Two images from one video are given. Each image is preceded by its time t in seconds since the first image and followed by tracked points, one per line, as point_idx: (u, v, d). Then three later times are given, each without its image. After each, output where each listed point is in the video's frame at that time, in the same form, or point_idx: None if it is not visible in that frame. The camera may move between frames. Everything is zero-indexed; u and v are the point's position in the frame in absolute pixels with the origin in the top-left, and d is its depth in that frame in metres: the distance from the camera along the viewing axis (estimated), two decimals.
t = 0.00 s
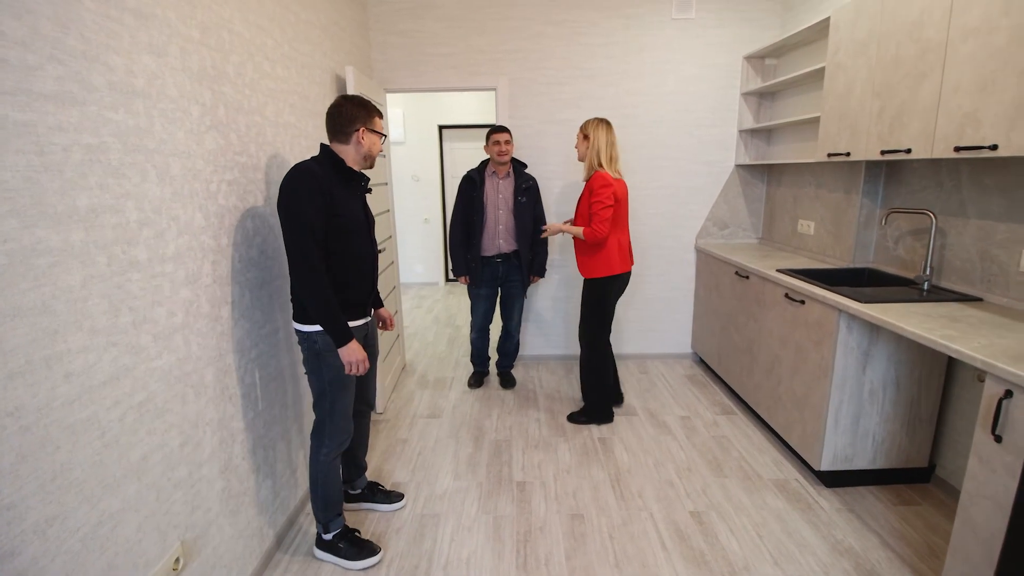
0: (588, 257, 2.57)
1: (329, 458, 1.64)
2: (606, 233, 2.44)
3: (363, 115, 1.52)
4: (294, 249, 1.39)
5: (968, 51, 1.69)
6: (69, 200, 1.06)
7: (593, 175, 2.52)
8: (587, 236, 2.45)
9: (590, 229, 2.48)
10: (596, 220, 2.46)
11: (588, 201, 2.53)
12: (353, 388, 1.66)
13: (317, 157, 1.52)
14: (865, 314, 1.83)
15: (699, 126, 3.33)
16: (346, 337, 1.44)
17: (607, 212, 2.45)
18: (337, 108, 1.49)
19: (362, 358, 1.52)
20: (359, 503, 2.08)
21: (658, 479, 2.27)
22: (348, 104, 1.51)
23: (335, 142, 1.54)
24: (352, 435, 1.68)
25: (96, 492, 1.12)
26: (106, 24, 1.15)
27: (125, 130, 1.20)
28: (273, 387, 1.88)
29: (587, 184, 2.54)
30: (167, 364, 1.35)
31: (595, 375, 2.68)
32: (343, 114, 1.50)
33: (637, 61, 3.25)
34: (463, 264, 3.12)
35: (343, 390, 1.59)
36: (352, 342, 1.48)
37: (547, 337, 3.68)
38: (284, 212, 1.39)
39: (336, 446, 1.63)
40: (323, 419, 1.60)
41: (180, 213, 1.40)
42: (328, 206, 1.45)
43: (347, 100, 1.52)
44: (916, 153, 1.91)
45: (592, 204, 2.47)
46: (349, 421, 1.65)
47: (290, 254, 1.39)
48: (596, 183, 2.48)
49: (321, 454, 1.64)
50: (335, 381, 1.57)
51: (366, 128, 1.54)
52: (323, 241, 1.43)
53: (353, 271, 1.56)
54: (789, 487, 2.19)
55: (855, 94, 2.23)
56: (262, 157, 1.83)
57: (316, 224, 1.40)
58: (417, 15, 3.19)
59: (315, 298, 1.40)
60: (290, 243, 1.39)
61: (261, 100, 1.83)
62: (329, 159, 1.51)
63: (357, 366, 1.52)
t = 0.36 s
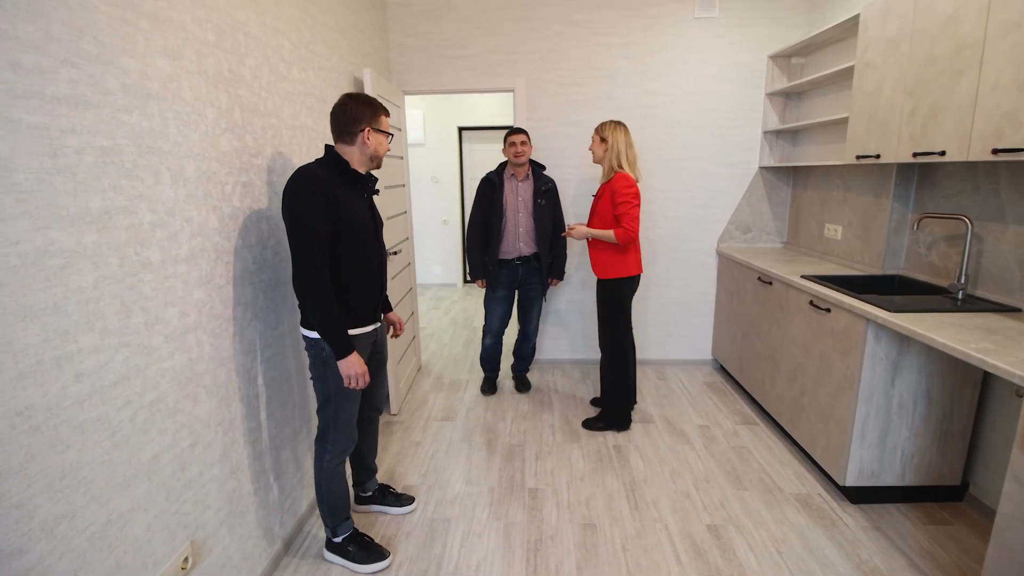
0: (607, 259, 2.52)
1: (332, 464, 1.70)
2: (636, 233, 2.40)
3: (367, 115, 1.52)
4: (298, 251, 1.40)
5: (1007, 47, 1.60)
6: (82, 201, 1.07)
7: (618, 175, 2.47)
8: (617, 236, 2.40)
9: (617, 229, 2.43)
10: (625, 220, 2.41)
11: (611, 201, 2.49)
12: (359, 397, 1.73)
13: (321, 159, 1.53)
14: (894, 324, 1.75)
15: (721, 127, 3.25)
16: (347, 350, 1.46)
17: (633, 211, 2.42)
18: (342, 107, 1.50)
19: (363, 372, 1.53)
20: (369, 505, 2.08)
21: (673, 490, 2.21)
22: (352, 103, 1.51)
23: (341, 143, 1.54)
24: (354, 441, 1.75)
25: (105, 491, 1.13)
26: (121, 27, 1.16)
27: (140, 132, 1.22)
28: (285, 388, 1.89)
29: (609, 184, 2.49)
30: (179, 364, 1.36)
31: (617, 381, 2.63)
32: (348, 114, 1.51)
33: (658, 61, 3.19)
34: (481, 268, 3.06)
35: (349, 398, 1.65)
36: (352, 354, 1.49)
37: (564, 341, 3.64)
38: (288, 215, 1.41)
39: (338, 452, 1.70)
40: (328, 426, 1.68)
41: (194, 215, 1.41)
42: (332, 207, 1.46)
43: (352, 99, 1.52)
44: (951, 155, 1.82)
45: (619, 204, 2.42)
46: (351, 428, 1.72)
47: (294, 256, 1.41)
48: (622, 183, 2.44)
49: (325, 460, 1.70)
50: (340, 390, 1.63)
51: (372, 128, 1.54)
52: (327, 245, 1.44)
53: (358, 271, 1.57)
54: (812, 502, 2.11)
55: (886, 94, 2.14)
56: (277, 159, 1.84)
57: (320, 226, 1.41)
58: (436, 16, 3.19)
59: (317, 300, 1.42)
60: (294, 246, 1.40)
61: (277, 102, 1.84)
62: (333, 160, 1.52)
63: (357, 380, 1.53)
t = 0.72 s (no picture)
0: (624, 260, 2.47)
1: (339, 470, 1.68)
2: (655, 233, 2.35)
3: (364, 111, 1.53)
4: (295, 251, 1.42)
5: None
6: (81, 201, 1.06)
7: (636, 174, 2.42)
8: (637, 235, 2.34)
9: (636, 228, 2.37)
10: (644, 219, 2.35)
11: (629, 199, 2.43)
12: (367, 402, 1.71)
13: (320, 159, 1.55)
14: (921, 332, 1.66)
15: (739, 127, 3.18)
16: (346, 357, 1.46)
17: (652, 211, 2.36)
18: (338, 105, 1.51)
19: (364, 380, 1.52)
20: (375, 510, 2.06)
21: (686, 500, 2.15)
22: (349, 100, 1.52)
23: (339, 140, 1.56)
24: (362, 446, 1.72)
25: (102, 494, 1.12)
26: (124, 26, 1.15)
27: (142, 131, 1.20)
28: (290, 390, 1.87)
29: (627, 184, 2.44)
30: (180, 366, 1.35)
31: (632, 386, 2.57)
32: (344, 110, 1.51)
33: (674, 59, 3.13)
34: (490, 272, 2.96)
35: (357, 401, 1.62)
36: (352, 360, 1.48)
37: (576, 344, 3.59)
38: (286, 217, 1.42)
39: (345, 457, 1.67)
40: (334, 431, 1.65)
41: (198, 215, 1.40)
42: (328, 208, 1.47)
43: (348, 95, 1.53)
44: (982, 155, 1.73)
45: (638, 202, 2.37)
46: (359, 432, 1.69)
47: (289, 257, 1.42)
48: (640, 182, 2.39)
49: (331, 465, 1.67)
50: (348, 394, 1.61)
51: (369, 125, 1.55)
52: (324, 245, 1.45)
53: (358, 272, 1.57)
54: (831, 516, 2.03)
55: (912, 92, 2.06)
56: (285, 159, 1.83)
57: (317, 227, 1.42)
58: (449, 16, 3.17)
59: (313, 299, 1.42)
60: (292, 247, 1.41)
61: (285, 102, 1.83)
62: (331, 159, 1.54)
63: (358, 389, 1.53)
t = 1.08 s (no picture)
0: (633, 264, 2.41)
1: (338, 476, 1.65)
2: (667, 235, 2.30)
3: (359, 111, 1.51)
4: (291, 255, 1.41)
5: None
6: (72, 204, 1.03)
7: (648, 176, 2.37)
8: (649, 238, 2.29)
9: (648, 231, 2.32)
10: (655, 221, 2.30)
11: (640, 202, 2.38)
12: (367, 408, 1.68)
13: (317, 162, 1.53)
14: (942, 341, 1.59)
15: (751, 127, 3.11)
16: (339, 367, 1.45)
17: (663, 213, 2.32)
18: (333, 104, 1.49)
19: (357, 391, 1.52)
20: (376, 517, 2.02)
21: (694, 511, 2.09)
22: (344, 99, 1.50)
23: (335, 140, 1.54)
24: (361, 453, 1.69)
25: (92, 503, 1.09)
26: (119, 25, 1.13)
27: (137, 133, 1.18)
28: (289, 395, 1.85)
29: (638, 187, 2.38)
30: (176, 371, 1.32)
31: (639, 391, 2.51)
32: (339, 109, 1.49)
33: (685, 59, 3.07)
34: (485, 278, 2.86)
35: (354, 407, 1.59)
36: (345, 371, 1.48)
37: (582, 348, 3.54)
38: (282, 220, 1.41)
39: (344, 464, 1.64)
40: (333, 437, 1.62)
41: (195, 218, 1.37)
42: (324, 210, 1.46)
43: (343, 94, 1.51)
44: (1007, 156, 1.66)
45: (650, 204, 2.31)
46: (358, 438, 1.66)
47: (285, 260, 1.41)
48: (652, 183, 2.34)
49: (330, 472, 1.64)
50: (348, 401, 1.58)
51: (365, 124, 1.53)
52: (321, 250, 1.44)
53: (355, 275, 1.55)
54: (847, 530, 1.95)
55: (933, 90, 1.98)
56: (286, 160, 1.81)
57: (313, 232, 1.41)
58: (456, 16, 3.14)
59: (309, 305, 1.41)
60: (288, 251, 1.40)
61: (287, 103, 1.81)
62: (327, 161, 1.52)
63: (352, 400, 1.53)
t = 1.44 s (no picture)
0: (639, 267, 2.36)
1: (334, 480, 1.63)
2: (669, 239, 2.25)
3: (360, 110, 1.49)
4: (288, 255, 1.38)
5: None
6: (61, 203, 1.02)
7: (651, 177, 2.32)
8: (651, 241, 2.24)
9: (651, 234, 2.27)
10: (658, 224, 2.25)
11: (643, 203, 2.34)
12: (364, 410, 1.66)
13: (315, 161, 1.51)
14: (959, 347, 1.53)
15: (761, 127, 3.05)
16: (339, 368, 1.43)
17: (666, 216, 2.26)
18: (334, 103, 1.47)
19: (359, 391, 1.50)
20: (376, 520, 2.00)
21: (700, 519, 2.04)
22: (344, 98, 1.48)
23: (334, 140, 1.52)
24: (357, 455, 1.67)
25: (80, 506, 1.08)
26: (111, 22, 1.11)
27: (129, 131, 1.17)
28: (288, 397, 1.83)
29: (642, 187, 2.34)
30: (169, 373, 1.31)
31: (644, 396, 2.46)
32: (340, 108, 1.47)
33: (693, 57, 3.02)
34: (481, 285, 2.82)
35: (351, 408, 1.57)
36: (346, 372, 1.46)
37: (587, 350, 3.50)
38: (279, 220, 1.39)
39: (341, 466, 1.62)
40: (329, 439, 1.60)
41: (190, 218, 1.36)
42: (322, 211, 1.44)
43: (344, 94, 1.49)
44: None
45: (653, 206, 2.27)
46: (354, 440, 1.64)
47: (282, 260, 1.39)
48: (655, 185, 2.29)
49: (326, 475, 1.62)
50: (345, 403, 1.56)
51: (365, 124, 1.51)
52: (320, 250, 1.42)
53: (353, 276, 1.54)
54: (857, 541, 1.90)
55: (950, 87, 1.92)
56: (286, 160, 1.80)
57: (311, 232, 1.39)
58: (461, 16, 3.12)
59: (307, 305, 1.39)
60: (286, 251, 1.38)
61: (287, 102, 1.80)
62: (325, 161, 1.50)
63: (354, 400, 1.50)
